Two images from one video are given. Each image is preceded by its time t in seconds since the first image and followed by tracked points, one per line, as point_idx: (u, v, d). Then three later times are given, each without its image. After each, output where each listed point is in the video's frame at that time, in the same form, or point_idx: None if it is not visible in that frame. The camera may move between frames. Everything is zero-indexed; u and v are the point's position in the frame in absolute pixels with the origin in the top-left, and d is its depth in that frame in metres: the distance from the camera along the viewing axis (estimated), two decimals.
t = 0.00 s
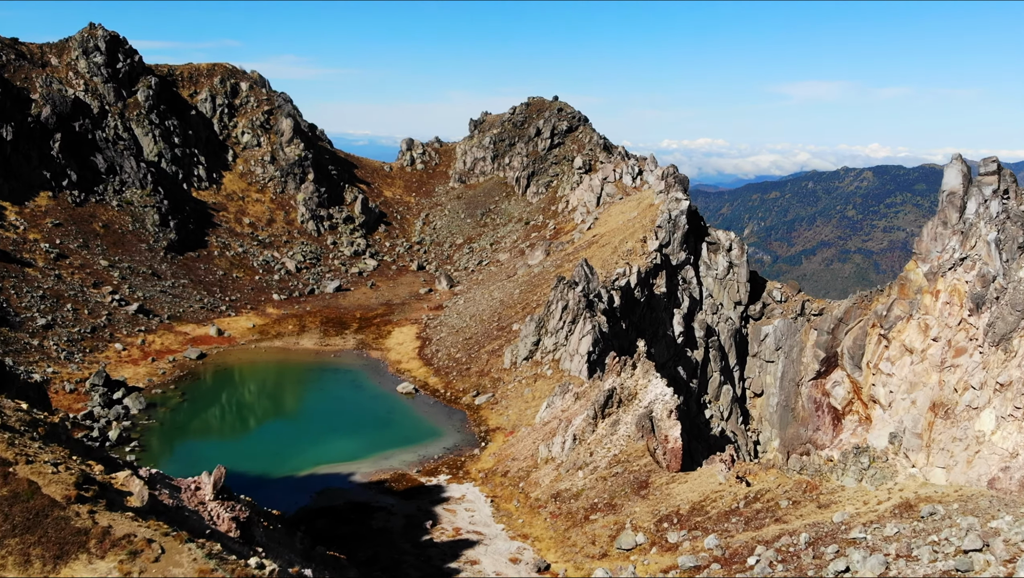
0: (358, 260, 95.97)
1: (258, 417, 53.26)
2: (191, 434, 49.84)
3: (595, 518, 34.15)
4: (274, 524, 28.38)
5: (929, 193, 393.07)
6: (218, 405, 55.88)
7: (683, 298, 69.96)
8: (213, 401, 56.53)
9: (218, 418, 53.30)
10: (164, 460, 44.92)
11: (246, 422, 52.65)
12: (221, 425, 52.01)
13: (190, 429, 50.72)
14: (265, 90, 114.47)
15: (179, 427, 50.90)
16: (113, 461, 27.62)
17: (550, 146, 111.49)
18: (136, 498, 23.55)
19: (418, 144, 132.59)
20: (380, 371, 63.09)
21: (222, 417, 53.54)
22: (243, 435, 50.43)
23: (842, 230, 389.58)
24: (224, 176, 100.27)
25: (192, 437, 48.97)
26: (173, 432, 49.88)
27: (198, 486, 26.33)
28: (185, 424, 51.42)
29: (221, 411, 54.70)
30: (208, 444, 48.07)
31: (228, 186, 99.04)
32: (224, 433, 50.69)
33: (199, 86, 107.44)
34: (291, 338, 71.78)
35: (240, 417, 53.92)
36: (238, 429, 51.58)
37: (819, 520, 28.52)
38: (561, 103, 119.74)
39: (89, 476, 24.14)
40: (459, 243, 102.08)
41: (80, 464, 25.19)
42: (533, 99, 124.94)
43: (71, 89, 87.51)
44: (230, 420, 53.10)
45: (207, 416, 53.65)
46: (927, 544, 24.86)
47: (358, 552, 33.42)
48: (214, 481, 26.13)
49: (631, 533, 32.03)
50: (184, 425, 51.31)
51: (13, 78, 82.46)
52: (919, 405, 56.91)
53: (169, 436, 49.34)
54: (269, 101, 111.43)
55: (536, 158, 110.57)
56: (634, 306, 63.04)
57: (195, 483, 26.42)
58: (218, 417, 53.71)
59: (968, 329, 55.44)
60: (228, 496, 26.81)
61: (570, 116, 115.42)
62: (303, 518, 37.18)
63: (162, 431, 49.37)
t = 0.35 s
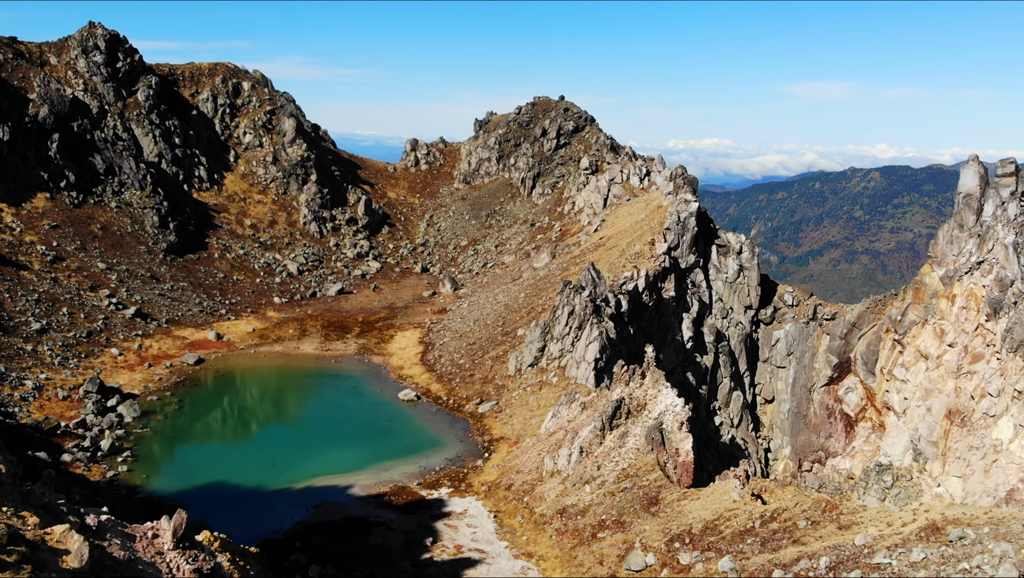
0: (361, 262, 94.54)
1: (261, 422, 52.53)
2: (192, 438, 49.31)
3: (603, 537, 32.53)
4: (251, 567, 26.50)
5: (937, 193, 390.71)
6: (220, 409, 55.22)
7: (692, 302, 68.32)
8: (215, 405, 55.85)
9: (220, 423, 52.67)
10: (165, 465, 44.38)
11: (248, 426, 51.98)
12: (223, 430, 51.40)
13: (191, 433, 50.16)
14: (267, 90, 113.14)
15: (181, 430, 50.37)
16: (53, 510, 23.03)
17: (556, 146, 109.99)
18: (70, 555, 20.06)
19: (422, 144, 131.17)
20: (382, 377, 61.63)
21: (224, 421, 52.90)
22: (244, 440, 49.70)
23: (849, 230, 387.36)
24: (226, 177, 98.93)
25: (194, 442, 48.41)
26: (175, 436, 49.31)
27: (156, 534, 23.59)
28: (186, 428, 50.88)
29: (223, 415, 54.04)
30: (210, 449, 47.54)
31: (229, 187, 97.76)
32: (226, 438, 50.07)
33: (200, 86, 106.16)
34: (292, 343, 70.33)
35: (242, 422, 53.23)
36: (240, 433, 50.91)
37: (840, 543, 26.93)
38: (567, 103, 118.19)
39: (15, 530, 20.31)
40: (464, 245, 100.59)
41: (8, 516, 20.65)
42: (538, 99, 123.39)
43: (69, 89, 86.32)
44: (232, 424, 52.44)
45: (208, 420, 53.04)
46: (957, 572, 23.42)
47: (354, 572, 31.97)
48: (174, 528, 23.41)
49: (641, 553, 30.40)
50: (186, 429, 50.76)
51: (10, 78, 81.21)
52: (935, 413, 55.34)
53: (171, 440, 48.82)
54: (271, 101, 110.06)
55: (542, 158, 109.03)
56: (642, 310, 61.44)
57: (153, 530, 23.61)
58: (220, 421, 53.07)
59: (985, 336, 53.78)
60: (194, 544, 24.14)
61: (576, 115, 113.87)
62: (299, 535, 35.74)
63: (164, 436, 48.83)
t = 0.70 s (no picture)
0: (371, 264, 93.20)
1: (271, 425, 52.06)
2: (202, 441, 49.07)
3: (619, 557, 30.82)
4: None
5: (954, 194, 386.85)
6: (230, 411, 54.83)
7: (710, 307, 66.58)
8: (225, 408, 55.40)
9: (230, 425, 52.25)
10: (172, 467, 44.17)
11: (258, 429, 51.51)
12: (233, 432, 51.01)
13: (201, 436, 49.86)
14: (278, 90, 112.05)
15: (191, 433, 50.15)
16: None
17: (570, 146, 108.40)
18: None
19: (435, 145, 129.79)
20: (391, 383, 60.18)
21: (234, 424, 52.50)
22: (254, 443, 49.24)
23: (865, 231, 383.94)
24: (236, 177, 97.82)
25: (203, 444, 48.15)
26: (184, 439, 49.06)
27: None
28: (196, 430, 50.64)
29: (234, 418, 53.63)
30: (219, 452, 47.23)
31: (239, 188, 96.65)
32: (236, 441, 49.68)
33: (210, 86, 105.16)
34: (300, 347, 68.97)
35: (253, 424, 52.76)
36: (250, 436, 50.44)
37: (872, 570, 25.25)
38: (581, 103, 116.56)
39: None
40: (476, 247, 99.11)
41: None
42: (553, 99, 121.81)
43: (77, 89, 85.42)
44: (242, 427, 52.01)
45: (219, 423, 52.69)
46: None
47: None
48: None
49: (659, 575, 28.70)
50: (196, 432, 50.47)
51: (17, 77, 80.28)
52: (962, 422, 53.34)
53: (181, 442, 48.64)
54: (282, 101, 108.93)
55: (555, 159, 107.44)
56: (658, 315, 59.81)
57: None
58: (230, 424, 52.61)
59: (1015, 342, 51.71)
60: None
61: (590, 115, 112.20)
62: (302, 552, 34.32)
63: (173, 438, 48.61)
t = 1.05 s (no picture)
0: (385, 265, 91.83)
1: (284, 426, 51.56)
2: (213, 444, 48.74)
3: None
4: None
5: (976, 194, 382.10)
6: (242, 413, 54.34)
7: (731, 311, 64.77)
8: (237, 409, 54.84)
9: (242, 428, 51.84)
10: (181, 471, 43.86)
11: (270, 431, 51.06)
12: (245, 436, 50.54)
13: (213, 439, 49.50)
14: (292, 89, 110.92)
15: (203, 436, 49.85)
16: None
17: (587, 145, 106.67)
18: None
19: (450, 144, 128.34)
20: (403, 389, 58.73)
21: (247, 427, 51.99)
22: (266, 446, 48.78)
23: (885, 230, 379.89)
24: (248, 177, 96.74)
25: (215, 447, 47.83)
26: (196, 441, 48.73)
27: None
28: (208, 433, 50.33)
29: (246, 420, 53.14)
30: (230, 456, 46.84)
31: (252, 188, 95.55)
32: (248, 444, 49.29)
33: (223, 84, 104.17)
34: (311, 351, 67.63)
35: (266, 426, 52.31)
36: (262, 438, 49.99)
37: None
38: (598, 101, 114.75)
39: None
40: (491, 248, 97.58)
41: None
42: (569, 97, 120.05)
43: (88, 87, 84.57)
44: (254, 429, 51.51)
45: (231, 425, 52.26)
46: None
47: None
48: None
49: None
50: (208, 435, 50.13)
51: (26, 75, 79.46)
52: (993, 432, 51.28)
53: (193, 445, 48.37)
54: (295, 100, 107.77)
55: (572, 158, 105.71)
56: (678, 320, 58.13)
57: None
58: (242, 426, 52.19)
59: None
60: None
61: (608, 114, 110.35)
62: (307, 570, 32.81)
63: (185, 441, 48.30)
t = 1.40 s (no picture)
0: (408, 259, 90.62)
1: (308, 420, 51.05)
2: (237, 437, 48.22)
3: None
4: None
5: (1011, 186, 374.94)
6: (266, 406, 53.76)
7: (764, 308, 62.87)
8: (262, 402, 54.34)
9: (266, 420, 51.38)
10: (201, 467, 43.33)
11: (294, 424, 50.52)
12: (269, 429, 50.06)
13: (236, 432, 49.02)
14: (316, 79, 109.89)
15: (226, 429, 49.36)
16: None
17: (614, 137, 104.74)
18: None
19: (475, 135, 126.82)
20: (426, 387, 57.46)
21: (271, 420, 51.53)
22: (289, 439, 48.28)
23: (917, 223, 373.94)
24: (272, 169, 95.88)
25: (239, 441, 47.40)
26: (219, 435, 48.30)
27: None
28: (232, 426, 49.83)
29: (270, 412, 52.64)
30: (252, 451, 46.25)
31: (275, 180, 94.67)
32: (272, 437, 48.82)
33: (247, 75, 103.35)
34: (332, 346, 66.54)
35: (290, 418, 51.82)
36: (286, 432, 49.48)
37: None
38: (627, 92, 112.64)
39: None
40: (516, 241, 96.08)
41: None
42: (597, 88, 118.04)
43: (111, 78, 84.05)
44: (279, 422, 51.04)
45: (255, 418, 51.82)
46: None
47: None
48: None
49: None
50: (232, 428, 49.70)
51: (49, 66, 79.01)
52: None
53: (216, 439, 47.90)
54: (319, 91, 106.71)
55: (599, 150, 103.83)
56: (709, 318, 56.47)
57: None
58: (266, 419, 51.71)
59: None
60: None
61: (636, 104, 108.26)
62: None
63: (207, 434, 47.85)
